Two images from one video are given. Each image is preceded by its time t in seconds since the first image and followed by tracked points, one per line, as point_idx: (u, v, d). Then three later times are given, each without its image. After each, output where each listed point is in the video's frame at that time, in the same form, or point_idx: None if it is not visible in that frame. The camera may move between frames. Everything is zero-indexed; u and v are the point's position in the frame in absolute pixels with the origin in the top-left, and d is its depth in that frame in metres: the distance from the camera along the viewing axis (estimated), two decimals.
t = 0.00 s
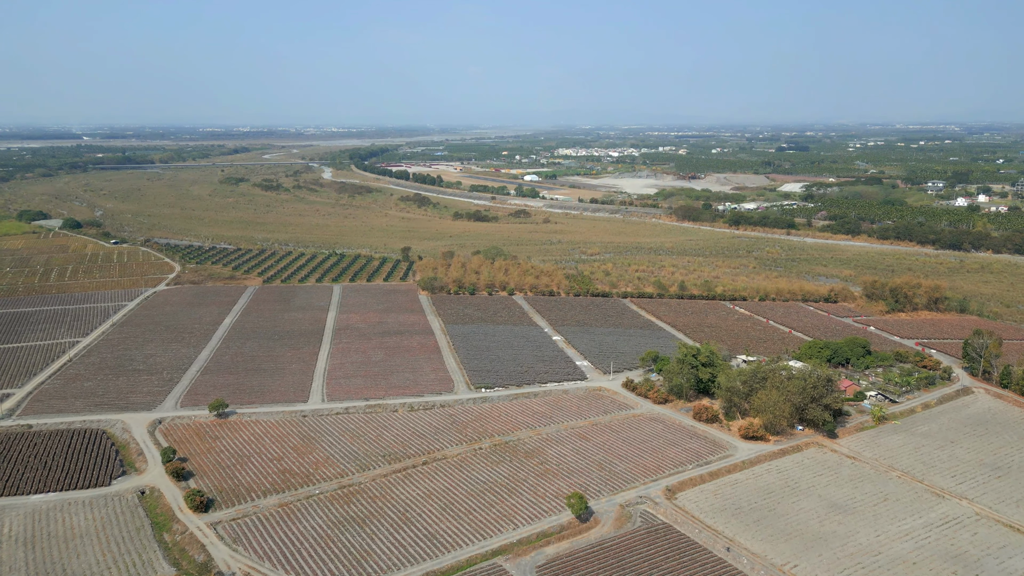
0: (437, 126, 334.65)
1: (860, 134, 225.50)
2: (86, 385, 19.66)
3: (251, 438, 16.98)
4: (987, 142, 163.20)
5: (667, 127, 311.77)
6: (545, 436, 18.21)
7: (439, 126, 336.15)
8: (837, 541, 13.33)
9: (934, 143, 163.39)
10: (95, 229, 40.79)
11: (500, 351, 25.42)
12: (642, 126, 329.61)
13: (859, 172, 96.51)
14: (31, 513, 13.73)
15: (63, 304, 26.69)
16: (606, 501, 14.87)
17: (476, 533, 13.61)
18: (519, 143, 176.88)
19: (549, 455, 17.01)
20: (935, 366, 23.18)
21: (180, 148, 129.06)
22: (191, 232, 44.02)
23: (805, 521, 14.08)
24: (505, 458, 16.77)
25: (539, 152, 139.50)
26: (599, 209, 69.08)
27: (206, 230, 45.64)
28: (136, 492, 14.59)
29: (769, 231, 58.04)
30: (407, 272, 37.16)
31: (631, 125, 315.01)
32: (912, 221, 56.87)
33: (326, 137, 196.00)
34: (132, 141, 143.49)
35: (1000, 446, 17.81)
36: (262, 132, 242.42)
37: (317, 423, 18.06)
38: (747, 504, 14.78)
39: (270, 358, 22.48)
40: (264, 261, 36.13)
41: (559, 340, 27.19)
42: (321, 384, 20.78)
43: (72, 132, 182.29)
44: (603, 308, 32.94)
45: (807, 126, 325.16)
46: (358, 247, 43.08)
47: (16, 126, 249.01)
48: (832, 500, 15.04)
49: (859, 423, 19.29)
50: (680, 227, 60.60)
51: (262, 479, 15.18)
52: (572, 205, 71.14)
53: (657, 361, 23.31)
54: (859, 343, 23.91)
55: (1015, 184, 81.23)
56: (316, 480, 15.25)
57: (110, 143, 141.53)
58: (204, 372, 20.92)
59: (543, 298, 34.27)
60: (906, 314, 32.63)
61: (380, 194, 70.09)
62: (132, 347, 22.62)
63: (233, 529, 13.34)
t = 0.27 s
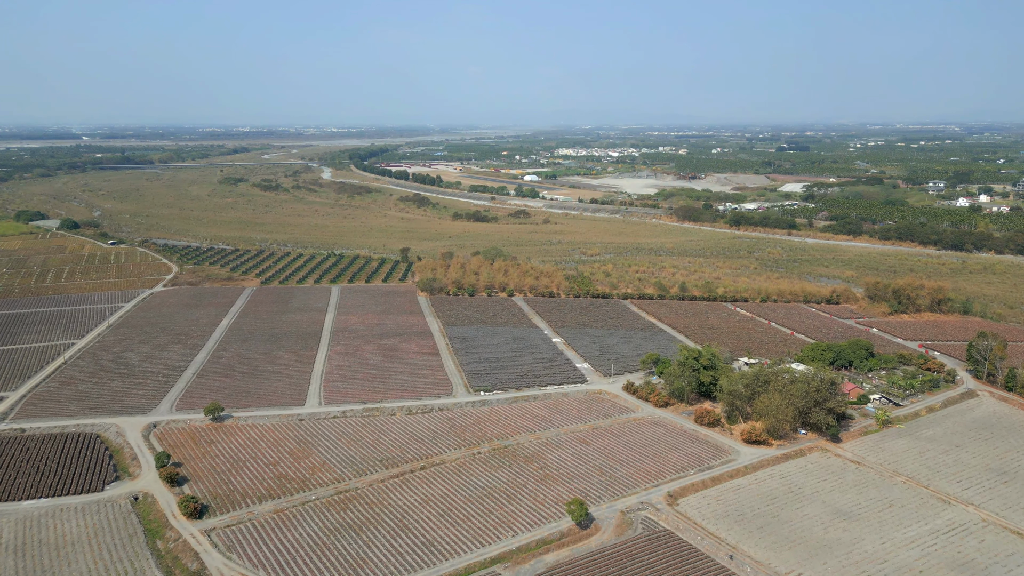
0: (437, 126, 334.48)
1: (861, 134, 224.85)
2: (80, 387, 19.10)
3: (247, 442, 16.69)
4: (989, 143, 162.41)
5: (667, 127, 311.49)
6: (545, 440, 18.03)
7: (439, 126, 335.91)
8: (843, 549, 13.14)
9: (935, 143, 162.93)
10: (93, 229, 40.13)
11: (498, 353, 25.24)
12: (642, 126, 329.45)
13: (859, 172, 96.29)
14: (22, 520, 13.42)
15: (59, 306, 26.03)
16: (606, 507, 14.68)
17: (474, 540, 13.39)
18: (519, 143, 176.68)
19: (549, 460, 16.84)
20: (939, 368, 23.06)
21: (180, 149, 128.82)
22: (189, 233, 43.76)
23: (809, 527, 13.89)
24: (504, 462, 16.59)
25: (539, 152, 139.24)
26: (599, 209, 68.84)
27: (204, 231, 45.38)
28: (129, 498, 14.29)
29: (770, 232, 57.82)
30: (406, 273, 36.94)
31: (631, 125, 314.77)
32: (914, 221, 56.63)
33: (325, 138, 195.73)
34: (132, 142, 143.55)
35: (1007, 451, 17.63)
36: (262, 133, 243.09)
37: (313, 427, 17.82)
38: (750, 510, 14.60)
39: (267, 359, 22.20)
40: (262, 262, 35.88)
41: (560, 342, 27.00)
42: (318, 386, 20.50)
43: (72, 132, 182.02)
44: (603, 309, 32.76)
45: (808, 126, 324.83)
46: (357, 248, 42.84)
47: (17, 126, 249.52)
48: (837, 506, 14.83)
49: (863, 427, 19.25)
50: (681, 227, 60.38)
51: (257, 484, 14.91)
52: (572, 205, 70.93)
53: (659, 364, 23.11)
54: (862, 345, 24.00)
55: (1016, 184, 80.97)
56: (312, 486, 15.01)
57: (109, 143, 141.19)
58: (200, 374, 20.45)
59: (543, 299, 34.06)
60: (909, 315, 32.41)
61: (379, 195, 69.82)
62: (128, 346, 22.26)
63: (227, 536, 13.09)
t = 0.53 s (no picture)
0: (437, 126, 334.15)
1: (862, 134, 224.04)
2: (75, 391, 18.58)
3: (243, 447, 16.37)
4: (991, 143, 161.55)
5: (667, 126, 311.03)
6: (544, 444, 17.93)
7: (439, 126, 335.69)
8: (848, 557, 12.94)
9: (936, 143, 162.21)
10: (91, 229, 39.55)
11: (498, 356, 25.04)
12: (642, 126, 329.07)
13: (860, 172, 96.04)
14: (12, 526, 13.04)
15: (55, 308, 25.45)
16: (607, 513, 14.49)
17: (472, 548, 13.15)
18: (519, 143, 176.37)
19: (549, 465, 16.72)
20: (944, 371, 23.04)
21: (179, 149, 128.54)
22: (187, 233, 43.50)
23: (813, 534, 13.70)
24: (503, 468, 16.43)
25: (539, 152, 138.91)
26: (600, 210, 68.57)
27: (202, 231, 45.10)
28: (122, 504, 13.94)
29: (771, 232, 57.57)
30: (405, 274, 36.71)
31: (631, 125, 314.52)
32: (915, 221, 56.39)
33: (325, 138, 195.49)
34: (131, 141, 143.33)
35: (1013, 456, 17.46)
36: (261, 132, 242.83)
37: (310, 431, 17.50)
38: (753, 516, 14.42)
39: (264, 361, 21.90)
40: (260, 263, 35.60)
41: (559, 344, 26.80)
42: (316, 389, 20.21)
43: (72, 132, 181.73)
44: (603, 311, 32.56)
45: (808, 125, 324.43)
46: (356, 249, 42.58)
47: (17, 125, 249.33)
48: (841, 512, 14.66)
49: (867, 430, 19.12)
50: (681, 228, 60.13)
51: (253, 490, 14.61)
52: (572, 205, 70.70)
53: (659, 366, 22.96)
54: (866, 348, 24.04)
55: (1018, 184, 80.67)
56: (308, 491, 14.73)
57: (107, 143, 140.81)
58: (195, 378, 19.92)
59: (543, 301, 33.82)
60: (912, 317, 32.16)
61: (379, 195, 69.55)
62: (123, 346, 21.87)
63: (221, 543, 12.80)
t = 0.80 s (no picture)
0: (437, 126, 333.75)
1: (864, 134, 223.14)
2: (71, 393, 17.95)
3: (239, 451, 15.95)
4: (993, 142, 160.68)
5: (668, 126, 310.59)
6: (544, 449, 17.90)
7: (439, 126, 335.48)
8: (854, 565, 12.93)
9: (938, 143, 161.51)
10: (89, 230, 39.07)
11: (497, 359, 24.89)
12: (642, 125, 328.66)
13: (862, 172, 95.79)
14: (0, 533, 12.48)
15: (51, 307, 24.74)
16: (608, 520, 14.36)
17: (471, 555, 12.92)
18: (519, 142, 176.04)
19: (549, 470, 16.63)
20: (948, 373, 22.97)
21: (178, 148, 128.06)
22: (185, 234, 43.19)
23: (819, 542, 13.68)
24: (502, 473, 16.30)
25: (539, 152, 138.71)
26: (600, 210, 68.32)
27: (200, 232, 44.79)
28: (115, 511, 13.37)
29: (773, 232, 57.34)
30: (404, 275, 36.49)
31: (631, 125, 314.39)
32: (917, 222, 56.19)
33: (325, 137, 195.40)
34: (130, 141, 142.96)
35: (1020, 461, 17.40)
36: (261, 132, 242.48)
37: (307, 435, 17.20)
38: (756, 523, 14.37)
39: (262, 362, 21.61)
40: (258, 264, 35.35)
41: (559, 346, 26.73)
42: (314, 392, 19.94)
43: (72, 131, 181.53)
44: (604, 312, 32.41)
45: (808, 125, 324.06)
46: (355, 249, 42.34)
47: (17, 125, 248.96)
48: (847, 519, 14.65)
49: (871, 435, 19.14)
50: (682, 228, 59.92)
51: (248, 495, 14.19)
52: (573, 206, 70.47)
53: (660, 370, 23.11)
54: (869, 350, 24.01)
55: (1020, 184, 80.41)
56: (304, 497, 14.41)
57: (107, 142, 140.48)
58: (192, 380, 19.43)
59: (543, 302, 33.64)
60: (915, 318, 31.92)
61: (379, 195, 69.25)
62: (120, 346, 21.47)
63: (216, 551, 12.40)
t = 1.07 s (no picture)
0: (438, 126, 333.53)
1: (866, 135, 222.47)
2: (66, 397, 17.44)
3: (236, 455, 15.61)
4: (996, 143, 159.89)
5: (669, 126, 310.13)
6: (545, 453, 17.77)
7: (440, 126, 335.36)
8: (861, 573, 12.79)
9: (941, 143, 160.86)
10: (88, 231, 38.82)
11: (498, 361, 24.70)
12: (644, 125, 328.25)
13: (864, 172, 95.44)
14: None
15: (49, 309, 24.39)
16: (610, 526, 14.21)
17: (470, 563, 12.73)
18: (520, 142, 175.77)
19: (549, 475, 16.48)
20: (955, 376, 22.68)
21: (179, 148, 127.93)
22: (185, 234, 42.95)
23: (825, 549, 13.56)
24: (502, 478, 16.15)
25: (540, 152, 138.49)
26: (602, 210, 68.06)
27: (199, 232, 44.55)
28: (110, 516, 12.92)
29: (775, 233, 57.05)
30: (404, 276, 36.26)
31: (632, 125, 314.18)
32: (921, 222, 55.90)
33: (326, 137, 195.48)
34: (131, 141, 143.00)
35: None
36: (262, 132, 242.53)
37: (306, 440, 16.94)
38: (761, 530, 14.21)
39: (261, 365, 21.38)
40: (258, 265, 35.16)
41: (561, 349, 26.74)
42: (312, 395, 19.67)
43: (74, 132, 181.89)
44: (605, 314, 32.20)
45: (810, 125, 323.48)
46: (355, 250, 42.09)
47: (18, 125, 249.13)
48: (852, 526, 14.52)
49: (877, 439, 19.00)
50: (683, 228, 59.67)
51: (244, 501, 13.88)
52: (574, 206, 70.22)
53: (663, 372, 23.15)
54: (874, 353, 23.78)
55: None
56: (302, 503, 14.14)
57: (108, 142, 140.61)
58: (189, 383, 18.99)
59: (544, 304, 33.42)
60: (920, 320, 31.68)
61: (379, 195, 69.00)
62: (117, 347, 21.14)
63: (211, 559, 12.07)
